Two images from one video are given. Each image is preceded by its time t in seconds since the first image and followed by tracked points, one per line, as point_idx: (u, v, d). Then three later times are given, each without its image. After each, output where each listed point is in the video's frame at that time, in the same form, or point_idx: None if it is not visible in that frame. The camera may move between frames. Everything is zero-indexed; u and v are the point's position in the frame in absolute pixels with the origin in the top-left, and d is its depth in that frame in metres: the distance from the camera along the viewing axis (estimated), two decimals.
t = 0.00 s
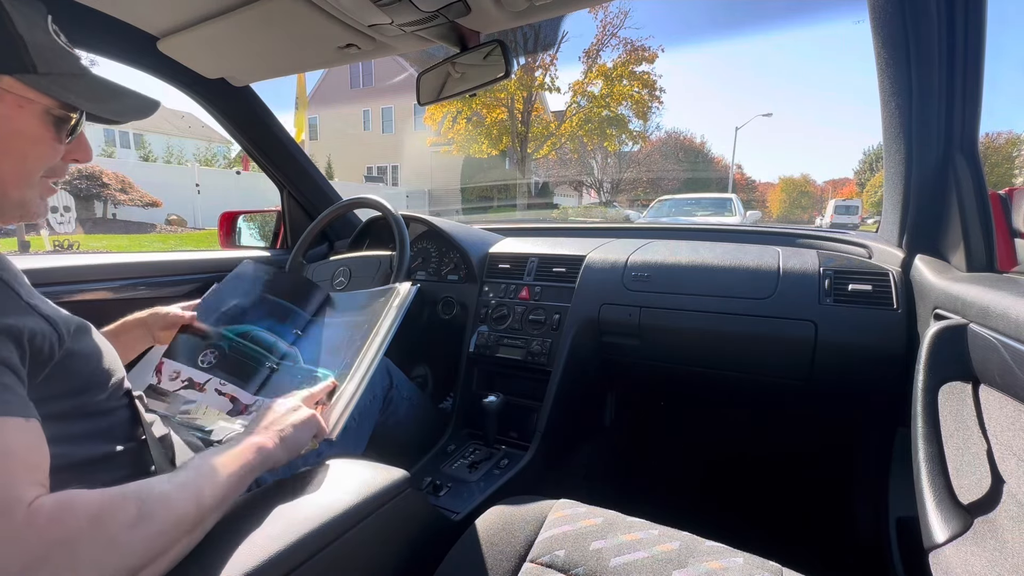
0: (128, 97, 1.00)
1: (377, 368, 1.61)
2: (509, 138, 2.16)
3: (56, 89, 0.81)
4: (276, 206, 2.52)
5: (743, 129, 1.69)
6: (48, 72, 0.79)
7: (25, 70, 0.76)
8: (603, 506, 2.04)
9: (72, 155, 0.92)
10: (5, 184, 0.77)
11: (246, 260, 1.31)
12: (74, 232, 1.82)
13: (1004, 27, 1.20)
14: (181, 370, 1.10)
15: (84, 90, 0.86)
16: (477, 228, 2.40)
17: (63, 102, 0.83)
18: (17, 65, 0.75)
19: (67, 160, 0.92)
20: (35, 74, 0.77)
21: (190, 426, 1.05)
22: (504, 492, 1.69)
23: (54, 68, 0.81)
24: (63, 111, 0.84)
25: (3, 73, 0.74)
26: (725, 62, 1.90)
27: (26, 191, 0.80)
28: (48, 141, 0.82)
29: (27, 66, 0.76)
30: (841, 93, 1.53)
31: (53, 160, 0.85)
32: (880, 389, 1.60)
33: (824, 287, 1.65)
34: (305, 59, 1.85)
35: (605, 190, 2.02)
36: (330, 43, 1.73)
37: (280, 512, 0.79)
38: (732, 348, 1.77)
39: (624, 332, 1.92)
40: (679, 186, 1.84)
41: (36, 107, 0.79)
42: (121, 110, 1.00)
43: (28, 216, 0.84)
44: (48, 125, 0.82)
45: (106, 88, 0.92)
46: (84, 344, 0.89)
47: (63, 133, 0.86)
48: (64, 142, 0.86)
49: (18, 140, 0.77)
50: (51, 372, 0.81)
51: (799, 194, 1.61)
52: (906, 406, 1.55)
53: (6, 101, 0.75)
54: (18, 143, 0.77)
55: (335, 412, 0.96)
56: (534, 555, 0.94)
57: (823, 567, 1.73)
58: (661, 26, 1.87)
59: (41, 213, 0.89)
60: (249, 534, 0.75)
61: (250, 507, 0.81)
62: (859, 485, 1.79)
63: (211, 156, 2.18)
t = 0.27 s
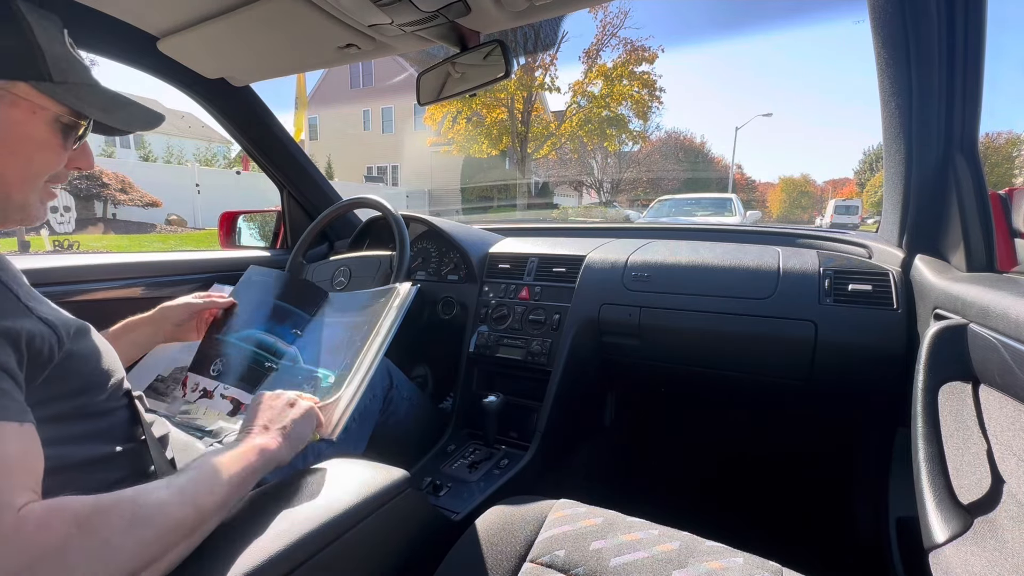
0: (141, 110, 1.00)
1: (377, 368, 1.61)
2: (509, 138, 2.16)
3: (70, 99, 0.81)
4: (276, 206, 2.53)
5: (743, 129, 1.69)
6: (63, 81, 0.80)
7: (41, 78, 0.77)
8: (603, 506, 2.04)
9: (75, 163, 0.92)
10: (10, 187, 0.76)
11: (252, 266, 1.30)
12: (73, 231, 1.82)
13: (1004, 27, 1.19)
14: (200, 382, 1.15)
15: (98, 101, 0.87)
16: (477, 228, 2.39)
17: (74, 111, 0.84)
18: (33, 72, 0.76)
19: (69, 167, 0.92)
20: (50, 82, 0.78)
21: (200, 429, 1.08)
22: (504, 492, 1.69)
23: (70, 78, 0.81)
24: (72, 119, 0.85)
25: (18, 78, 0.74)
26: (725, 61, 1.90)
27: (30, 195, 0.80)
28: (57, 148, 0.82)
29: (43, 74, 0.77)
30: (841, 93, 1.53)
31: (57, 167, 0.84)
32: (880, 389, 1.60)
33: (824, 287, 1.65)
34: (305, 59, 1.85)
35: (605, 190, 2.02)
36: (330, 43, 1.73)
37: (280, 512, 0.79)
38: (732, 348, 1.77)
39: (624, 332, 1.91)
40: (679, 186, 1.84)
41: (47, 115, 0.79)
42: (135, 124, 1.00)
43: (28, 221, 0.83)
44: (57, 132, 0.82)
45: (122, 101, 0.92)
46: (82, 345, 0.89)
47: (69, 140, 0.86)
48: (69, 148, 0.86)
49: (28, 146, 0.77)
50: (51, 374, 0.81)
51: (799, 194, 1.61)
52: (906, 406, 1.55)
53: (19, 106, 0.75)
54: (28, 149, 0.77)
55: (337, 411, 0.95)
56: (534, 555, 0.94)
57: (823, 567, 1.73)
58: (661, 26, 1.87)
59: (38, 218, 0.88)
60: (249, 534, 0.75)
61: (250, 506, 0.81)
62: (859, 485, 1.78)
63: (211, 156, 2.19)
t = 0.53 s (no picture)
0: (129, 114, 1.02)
1: (377, 368, 1.61)
2: (509, 138, 2.17)
3: (70, 99, 0.82)
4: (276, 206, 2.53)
5: (743, 129, 1.69)
6: (63, 82, 0.81)
7: (43, 78, 0.78)
8: (603, 506, 2.04)
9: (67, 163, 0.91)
10: (9, 185, 0.75)
11: (246, 269, 1.29)
12: (74, 231, 1.82)
13: (1005, 27, 1.19)
14: (190, 381, 1.16)
15: (93, 101, 0.87)
16: (477, 228, 2.39)
17: (72, 110, 0.84)
18: (37, 74, 0.77)
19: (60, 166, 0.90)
20: (52, 83, 0.79)
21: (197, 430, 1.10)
22: (504, 492, 1.69)
23: (68, 79, 0.82)
24: (68, 118, 0.85)
25: (22, 78, 0.75)
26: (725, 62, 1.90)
27: (29, 193, 0.79)
28: (55, 147, 0.82)
29: (45, 75, 0.78)
30: (841, 93, 1.53)
31: (51, 166, 0.84)
32: (879, 388, 1.60)
33: (824, 287, 1.65)
34: (304, 59, 1.85)
35: (605, 190, 2.02)
36: (330, 43, 1.73)
37: (280, 512, 0.79)
38: (732, 348, 1.77)
39: (624, 332, 1.92)
40: (679, 186, 1.84)
41: (47, 114, 0.79)
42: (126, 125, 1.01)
43: (22, 218, 0.82)
44: (55, 131, 0.81)
45: (115, 101, 0.93)
46: (82, 345, 0.89)
47: (65, 139, 0.85)
48: (64, 147, 0.85)
49: (27, 143, 0.76)
50: (49, 377, 0.81)
51: (799, 194, 1.61)
52: (906, 406, 1.55)
53: (22, 106, 0.75)
54: (26, 147, 0.76)
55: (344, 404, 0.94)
56: (534, 556, 0.94)
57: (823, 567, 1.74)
58: (661, 27, 1.88)
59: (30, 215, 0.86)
60: (249, 535, 0.75)
61: (250, 507, 0.81)
62: (859, 485, 1.78)
63: (211, 156, 2.19)
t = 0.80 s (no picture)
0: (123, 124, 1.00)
1: (377, 368, 1.61)
2: (509, 138, 2.17)
3: (70, 106, 0.82)
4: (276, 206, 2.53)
5: (743, 129, 1.69)
6: (65, 90, 0.81)
7: (48, 86, 0.77)
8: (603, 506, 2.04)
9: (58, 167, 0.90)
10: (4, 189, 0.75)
11: (246, 268, 1.27)
12: (73, 232, 1.82)
13: (1005, 27, 1.19)
14: (188, 380, 1.11)
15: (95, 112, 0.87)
16: (477, 228, 2.39)
17: (71, 116, 0.83)
18: (41, 81, 0.76)
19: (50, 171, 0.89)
20: (55, 91, 0.78)
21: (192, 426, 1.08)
22: (504, 492, 1.69)
23: (69, 86, 0.82)
24: (65, 125, 0.84)
25: (28, 86, 0.74)
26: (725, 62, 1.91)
27: (22, 195, 0.78)
28: (51, 153, 0.82)
29: (49, 83, 0.78)
30: (841, 93, 1.53)
31: (43, 171, 0.83)
32: (879, 388, 1.60)
33: (824, 287, 1.65)
34: (304, 60, 1.85)
35: (605, 190, 2.02)
36: (330, 43, 1.73)
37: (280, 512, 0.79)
38: (732, 348, 1.77)
39: (624, 332, 1.92)
40: (679, 186, 1.84)
41: (47, 120, 0.78)
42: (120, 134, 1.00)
43: (11, 222, 0.81)
44: (52, 137, 0.81)
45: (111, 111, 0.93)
46: (84, 344, 0.89)
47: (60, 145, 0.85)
48: (59, 152, 0.85)
49: (24, 147, 0.76)
50: (50, 375, 0.81)
51: (799, 194, 1.62)
52: (906, 406, 1.55)
53: (22, 111, 0.75)
54: (22, 151, 0.76)
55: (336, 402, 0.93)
56: (534, 556, 0.94)
57: (823, 567, 1.74)
58: (661, 27, 1.88)
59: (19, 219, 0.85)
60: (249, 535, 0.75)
61: (250, 506, 0.81)
62: (859, 485, 1.78)
63: (211, 157, 2.19)
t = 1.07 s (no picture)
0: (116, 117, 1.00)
1: (378, 368, 1.61)
2: (509, 138, 2.17)
3: (63, 102, 0.81)
4: (276, 206, 2.53)
5: (743, 129, 1.69)
6: (58, 86, 0.80)
7: (39, 81, 0.77)
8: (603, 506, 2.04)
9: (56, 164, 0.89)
10: None
11: (245, 268, 1.27)
12: (74, 231, 1.82)
13: (1005, 27, 1.19)
14: (188, 380, 1.09)
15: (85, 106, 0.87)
16: (477, 228, 2.39)
17: (66, 113, 0.83)
18: (32, 76, 0.76)
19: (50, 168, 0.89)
20: (47, 86, 0.78)
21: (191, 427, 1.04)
22: (504, 492, 1.69)
23: (62, 82, 0.81)
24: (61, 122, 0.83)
25: (20, 82, 0.74)
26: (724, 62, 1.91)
27: (20, 194, 0.79)
28: (46, 150, 0.81)
29: (40, 78, 0.77)
30: (841, 94, 1.53)
31: (41, 168, 0.82)
32: (880, 388, 1.60)
33: (824, 287, 1.65)
34: (304, 59, 1.85)
35: (605, 190, 2.02)
36: (330, 43, 1.73)
37: (280, 512, 0.79)
38: (732, 348, 1.77)
39: (625, 332, 1.91)
40: (679, 186, 1.84)
41: (40, 116, 0.78)
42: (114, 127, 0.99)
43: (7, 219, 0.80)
44: (47, 134, 0.80)
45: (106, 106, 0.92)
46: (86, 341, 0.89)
47: (56, 142, 0.84)
48: (55, 149, 0.84)
49: (18, 144, 0.76)
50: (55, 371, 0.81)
51: (799, 194, 1.62)
52: (906, 406, 1.55)
53: (16, 107, 0.74)
54: (16, 147, 0.76)
55: (338, 400, 0.92)
56: (534, 555, 0.94)
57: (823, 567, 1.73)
58: (661, 27, 1.88)
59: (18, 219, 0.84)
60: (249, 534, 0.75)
61: (251, 506, 0.81)
62: (860, 485, 1.78)
63: (211, 156, 2.19)
